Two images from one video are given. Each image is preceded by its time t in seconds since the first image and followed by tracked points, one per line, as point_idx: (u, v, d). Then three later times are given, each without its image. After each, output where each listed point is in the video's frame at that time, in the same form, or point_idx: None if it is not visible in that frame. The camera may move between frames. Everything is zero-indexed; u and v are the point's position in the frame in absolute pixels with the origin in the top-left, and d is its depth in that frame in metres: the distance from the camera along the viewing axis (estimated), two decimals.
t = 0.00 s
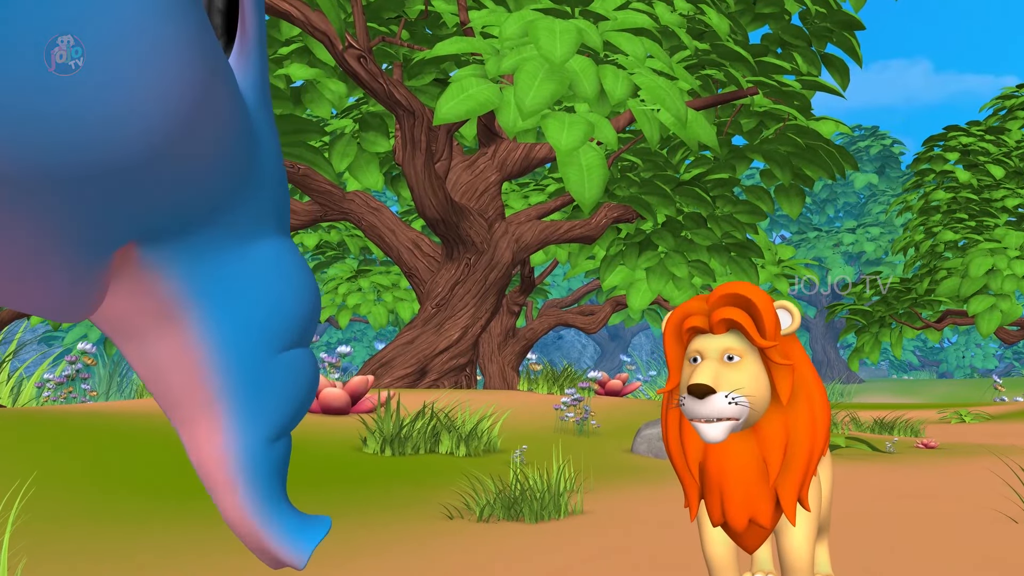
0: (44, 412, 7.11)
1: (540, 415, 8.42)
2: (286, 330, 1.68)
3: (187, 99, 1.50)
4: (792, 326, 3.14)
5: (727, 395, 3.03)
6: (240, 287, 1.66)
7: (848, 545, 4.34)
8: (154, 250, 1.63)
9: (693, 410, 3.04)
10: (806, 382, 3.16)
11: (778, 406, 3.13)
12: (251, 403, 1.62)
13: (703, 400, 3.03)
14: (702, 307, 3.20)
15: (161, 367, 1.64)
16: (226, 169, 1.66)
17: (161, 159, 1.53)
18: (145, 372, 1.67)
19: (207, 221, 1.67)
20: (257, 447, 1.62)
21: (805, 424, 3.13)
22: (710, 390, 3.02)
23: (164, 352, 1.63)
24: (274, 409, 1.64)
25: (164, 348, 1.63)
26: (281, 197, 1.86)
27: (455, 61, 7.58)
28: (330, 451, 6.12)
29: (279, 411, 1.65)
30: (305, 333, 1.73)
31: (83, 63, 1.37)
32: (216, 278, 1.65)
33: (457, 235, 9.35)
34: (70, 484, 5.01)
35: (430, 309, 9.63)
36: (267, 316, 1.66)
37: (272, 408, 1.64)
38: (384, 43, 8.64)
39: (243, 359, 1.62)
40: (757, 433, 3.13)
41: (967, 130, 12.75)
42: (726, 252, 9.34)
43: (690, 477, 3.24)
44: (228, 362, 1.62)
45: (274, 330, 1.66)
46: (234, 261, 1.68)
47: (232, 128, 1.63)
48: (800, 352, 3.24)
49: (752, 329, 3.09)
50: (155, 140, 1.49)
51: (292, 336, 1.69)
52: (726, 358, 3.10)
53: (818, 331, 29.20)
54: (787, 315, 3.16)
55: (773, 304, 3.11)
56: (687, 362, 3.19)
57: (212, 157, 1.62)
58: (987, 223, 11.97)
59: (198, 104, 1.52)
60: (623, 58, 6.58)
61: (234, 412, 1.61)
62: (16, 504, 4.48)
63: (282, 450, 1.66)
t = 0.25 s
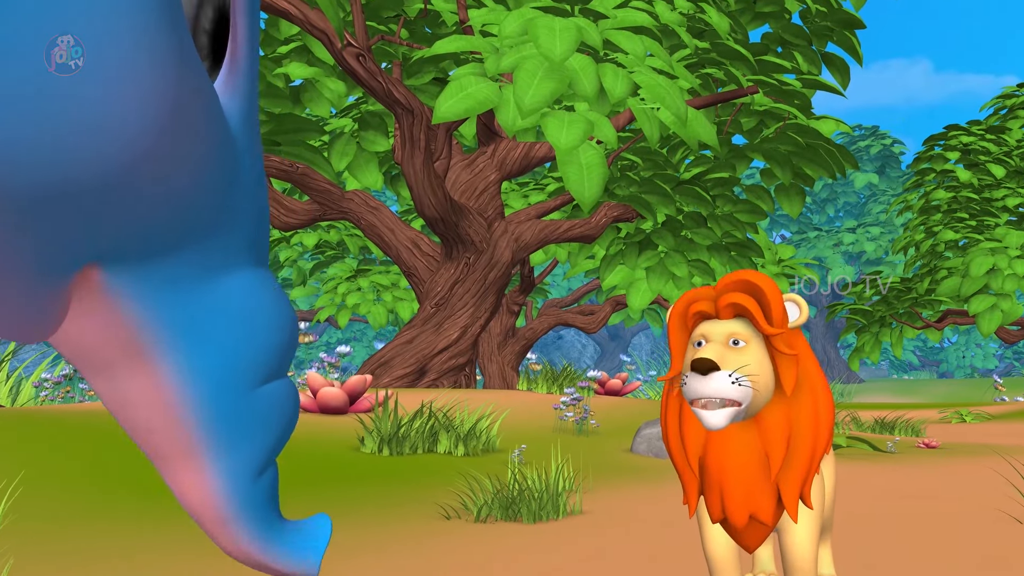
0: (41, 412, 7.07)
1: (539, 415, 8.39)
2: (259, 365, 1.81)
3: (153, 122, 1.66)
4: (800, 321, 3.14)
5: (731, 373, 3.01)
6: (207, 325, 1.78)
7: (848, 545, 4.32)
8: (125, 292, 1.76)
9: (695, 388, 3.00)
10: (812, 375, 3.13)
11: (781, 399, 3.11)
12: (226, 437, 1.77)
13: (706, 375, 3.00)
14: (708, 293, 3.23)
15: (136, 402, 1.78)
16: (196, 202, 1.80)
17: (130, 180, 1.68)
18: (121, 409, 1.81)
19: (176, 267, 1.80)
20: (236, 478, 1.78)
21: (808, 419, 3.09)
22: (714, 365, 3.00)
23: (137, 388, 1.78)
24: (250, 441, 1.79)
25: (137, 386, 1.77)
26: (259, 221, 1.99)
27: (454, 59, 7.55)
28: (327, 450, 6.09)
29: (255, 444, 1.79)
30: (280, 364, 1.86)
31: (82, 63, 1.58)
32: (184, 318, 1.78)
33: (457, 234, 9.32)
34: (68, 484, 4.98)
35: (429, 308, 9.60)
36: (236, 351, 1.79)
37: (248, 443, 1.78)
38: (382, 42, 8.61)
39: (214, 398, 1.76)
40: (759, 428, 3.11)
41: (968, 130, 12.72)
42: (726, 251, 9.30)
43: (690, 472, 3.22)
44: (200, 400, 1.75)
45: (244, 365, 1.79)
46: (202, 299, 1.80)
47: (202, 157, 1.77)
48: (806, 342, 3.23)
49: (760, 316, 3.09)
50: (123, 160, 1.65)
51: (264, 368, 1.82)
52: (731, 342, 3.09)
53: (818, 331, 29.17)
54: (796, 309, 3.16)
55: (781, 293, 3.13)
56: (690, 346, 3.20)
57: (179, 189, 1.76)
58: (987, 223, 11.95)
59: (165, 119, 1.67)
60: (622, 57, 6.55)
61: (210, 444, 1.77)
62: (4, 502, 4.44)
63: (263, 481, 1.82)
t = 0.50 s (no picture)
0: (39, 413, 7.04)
1: (539, 414, 8.37)
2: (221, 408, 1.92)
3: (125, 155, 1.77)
4: (797, 313, 3.09)
5: (712, 363, 2.99)
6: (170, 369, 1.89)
7: (846, 544, 4.29)
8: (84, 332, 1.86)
9: (676, 377, 2.98)
10: (809, 371, 3.10)
11: (777, 398, 3.07)
12: (187, 485, 1.89)
13: (687, 365, 2.99)
14: (703, 285, 3.23)
15: (92, 442, 1.89)
16: (161, 244, 1.91)
17: (94, 212, 1.78)
18: (77, 448, 1.91)
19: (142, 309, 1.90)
20: (196, 523, 1.91)
21: (806, 417, 3.06)
22: (694, 354, 2.99)
23: (92, 430, 1.88)
24: (209, 487, 1.91)
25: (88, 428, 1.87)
26: (227, 257, 2.09)
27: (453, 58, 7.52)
28: (324, 450, 6.08)
29: (212, 488, 1.91)
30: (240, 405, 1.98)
31: (82, 63, 1.69)
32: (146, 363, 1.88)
33: (456, 233, 9.30)
34: (63, 485, 4.95)
35: (429, 308, 9.57)
36: (199, 398, 1.90)
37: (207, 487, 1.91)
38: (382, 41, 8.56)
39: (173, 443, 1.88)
40: (755, 425, 3.08)
41: (968, 129, 12.70)
42: (727, 251, 9.24)
43: (687, 471, 3.20)
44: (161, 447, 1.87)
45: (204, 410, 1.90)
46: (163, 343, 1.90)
47: (160, 201, 1.87)
48: (804, 336, 3.19)
49: (751, 307, 3.05)
50: (91, 187, 1.74)
51: (224, 414, 1.93)
52: (719, 333, 3.07)
53: (818, 331, 29.15)
54: (793, 301, 3.11)
55: (775, 285, 3.09)
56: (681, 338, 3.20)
57: (146, 227, 1.87)
58: (987, 222, 11.93)
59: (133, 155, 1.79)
60: (622, 55, 6.53)
61: (169, 490, 1.89)
62: None
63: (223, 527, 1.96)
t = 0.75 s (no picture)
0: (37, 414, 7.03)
1: (538, 414, 8.34)
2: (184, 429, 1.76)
3: (94, 153, 1.63)
4: (798, 309, 3.07)
5: (707, 357, 2.98)
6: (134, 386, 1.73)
7: (848, 545, 4.27)
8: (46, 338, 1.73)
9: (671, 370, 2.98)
10: (809, 368, 3.07)
11: (777, 397, 3.04)
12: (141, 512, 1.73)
13: (681, 359, 2.98)
14: (701, 280, 3.22)
15: (48, 459, 1.75)
16: (134, 253, 1.76)
17: (59, 214, 1.64)
18: (33, 464, 1.77)
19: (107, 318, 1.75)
20: (150, 563, 1.74)
21: (807, 416, 3.04)
22: (688, 348, 2.98)
23: (49, 447, 1.74)
24: (169, 523, 1.75)
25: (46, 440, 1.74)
26: (211, 267, 1.93)
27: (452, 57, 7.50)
28: (322, 450, 6.06)
29: (173, 522, 1.75)
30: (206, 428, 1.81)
31: (82, 63, 1.59)
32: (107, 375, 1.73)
33: (455, 233, 9.28)
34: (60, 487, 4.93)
35: (428, 307, 9.55)
36: (168, 421, 1.74)
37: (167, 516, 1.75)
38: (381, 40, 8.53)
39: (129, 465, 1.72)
40: (755, 425, 3.05)
41: (969, 128, 12.68)
42: (727, 250, 9.22)
43: (687, 473, 3.18)
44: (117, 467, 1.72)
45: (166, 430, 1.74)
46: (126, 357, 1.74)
47: (138, 205, 1.72)
48: (805, 331, 3.16)
49: (749, 302, 3.04)
50: (57, 184, 1.61)
51: (192, 438, 1.77)
52: (716, 328, 3.05)
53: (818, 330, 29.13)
54: (794, 296, 3.10)
55: (775, 280, 3.07)
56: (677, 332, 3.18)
57: (112, 232, 1.72)
58: (988, 222, 11.90)
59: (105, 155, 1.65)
60: (622, 54, 6.50)
61: (125, 523, 1.72)
62: None
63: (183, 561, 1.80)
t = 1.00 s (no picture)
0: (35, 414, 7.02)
1: (537, 413, 8.32)
2: (166, 433, 1.77)
3: (70, 145, 1.65)
4: (797, 304, 3.04)
5: (705, 365, 2.96)
6: (115, 383, 1.76)
7: (849, 545, 4.24)
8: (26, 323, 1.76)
9: (670, 382, 2.95)
10: (811, 367, 3.05)
11: (779, 399, 3.03)
12: (106, 516, 1.73)
13: (679, 370, 2.95)
14: (697, 280, 3.18)
15: (19, 454, 1.76)
16: (112, 253, 1.78)
17: (34, 203, 1.67)
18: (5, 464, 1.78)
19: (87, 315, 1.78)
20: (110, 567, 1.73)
21: (810, 418, 3.02)
22: (686, 358, 2.95)
23: (22, 441, 1.76)
24: (136, 528, 1.74)
25: (17, 431, 1.77)
26: (197, 271, 1.94)
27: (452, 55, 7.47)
28: (319, 449, 6.03)
29: (140, 525, 1.74)
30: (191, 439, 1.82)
31: (82, 63, 1.63)
32: (87, 370, 1.76)
33: (454, 232, 9.25)
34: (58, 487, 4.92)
35: (427, 307, 9.53)
36: (152, 423, 1.76)
37: (131, 524, 1.74)
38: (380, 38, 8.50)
39: (102, 463, 1.73)
40: (757, 428, 3.03)
41: (969, 127, 12.65)
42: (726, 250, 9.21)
43: (688, 476, 3.16)
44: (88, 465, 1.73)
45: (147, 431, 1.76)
46: (110, 354, 1.77)
47: (115, 208, 1.74)
48: (806, 330, 3.13)
49: (745, 303, 3.00)
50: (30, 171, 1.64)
51: (174, 444, 1.78)
52: (714, 331, 3.03)
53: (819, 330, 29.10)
54: (792, 292, 3.06)
55: (771, 277, 3.02)
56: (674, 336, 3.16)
57: (91, 231, 1.74)
58: (989, 221, 11.86)
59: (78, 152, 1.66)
60: (622, 52, 6.47)
61: (87, 526, 1.72)
62: None
63: None
